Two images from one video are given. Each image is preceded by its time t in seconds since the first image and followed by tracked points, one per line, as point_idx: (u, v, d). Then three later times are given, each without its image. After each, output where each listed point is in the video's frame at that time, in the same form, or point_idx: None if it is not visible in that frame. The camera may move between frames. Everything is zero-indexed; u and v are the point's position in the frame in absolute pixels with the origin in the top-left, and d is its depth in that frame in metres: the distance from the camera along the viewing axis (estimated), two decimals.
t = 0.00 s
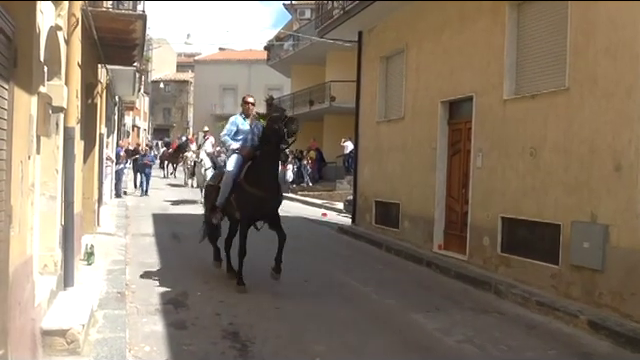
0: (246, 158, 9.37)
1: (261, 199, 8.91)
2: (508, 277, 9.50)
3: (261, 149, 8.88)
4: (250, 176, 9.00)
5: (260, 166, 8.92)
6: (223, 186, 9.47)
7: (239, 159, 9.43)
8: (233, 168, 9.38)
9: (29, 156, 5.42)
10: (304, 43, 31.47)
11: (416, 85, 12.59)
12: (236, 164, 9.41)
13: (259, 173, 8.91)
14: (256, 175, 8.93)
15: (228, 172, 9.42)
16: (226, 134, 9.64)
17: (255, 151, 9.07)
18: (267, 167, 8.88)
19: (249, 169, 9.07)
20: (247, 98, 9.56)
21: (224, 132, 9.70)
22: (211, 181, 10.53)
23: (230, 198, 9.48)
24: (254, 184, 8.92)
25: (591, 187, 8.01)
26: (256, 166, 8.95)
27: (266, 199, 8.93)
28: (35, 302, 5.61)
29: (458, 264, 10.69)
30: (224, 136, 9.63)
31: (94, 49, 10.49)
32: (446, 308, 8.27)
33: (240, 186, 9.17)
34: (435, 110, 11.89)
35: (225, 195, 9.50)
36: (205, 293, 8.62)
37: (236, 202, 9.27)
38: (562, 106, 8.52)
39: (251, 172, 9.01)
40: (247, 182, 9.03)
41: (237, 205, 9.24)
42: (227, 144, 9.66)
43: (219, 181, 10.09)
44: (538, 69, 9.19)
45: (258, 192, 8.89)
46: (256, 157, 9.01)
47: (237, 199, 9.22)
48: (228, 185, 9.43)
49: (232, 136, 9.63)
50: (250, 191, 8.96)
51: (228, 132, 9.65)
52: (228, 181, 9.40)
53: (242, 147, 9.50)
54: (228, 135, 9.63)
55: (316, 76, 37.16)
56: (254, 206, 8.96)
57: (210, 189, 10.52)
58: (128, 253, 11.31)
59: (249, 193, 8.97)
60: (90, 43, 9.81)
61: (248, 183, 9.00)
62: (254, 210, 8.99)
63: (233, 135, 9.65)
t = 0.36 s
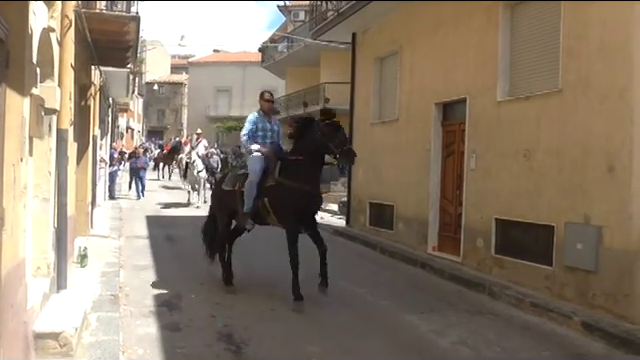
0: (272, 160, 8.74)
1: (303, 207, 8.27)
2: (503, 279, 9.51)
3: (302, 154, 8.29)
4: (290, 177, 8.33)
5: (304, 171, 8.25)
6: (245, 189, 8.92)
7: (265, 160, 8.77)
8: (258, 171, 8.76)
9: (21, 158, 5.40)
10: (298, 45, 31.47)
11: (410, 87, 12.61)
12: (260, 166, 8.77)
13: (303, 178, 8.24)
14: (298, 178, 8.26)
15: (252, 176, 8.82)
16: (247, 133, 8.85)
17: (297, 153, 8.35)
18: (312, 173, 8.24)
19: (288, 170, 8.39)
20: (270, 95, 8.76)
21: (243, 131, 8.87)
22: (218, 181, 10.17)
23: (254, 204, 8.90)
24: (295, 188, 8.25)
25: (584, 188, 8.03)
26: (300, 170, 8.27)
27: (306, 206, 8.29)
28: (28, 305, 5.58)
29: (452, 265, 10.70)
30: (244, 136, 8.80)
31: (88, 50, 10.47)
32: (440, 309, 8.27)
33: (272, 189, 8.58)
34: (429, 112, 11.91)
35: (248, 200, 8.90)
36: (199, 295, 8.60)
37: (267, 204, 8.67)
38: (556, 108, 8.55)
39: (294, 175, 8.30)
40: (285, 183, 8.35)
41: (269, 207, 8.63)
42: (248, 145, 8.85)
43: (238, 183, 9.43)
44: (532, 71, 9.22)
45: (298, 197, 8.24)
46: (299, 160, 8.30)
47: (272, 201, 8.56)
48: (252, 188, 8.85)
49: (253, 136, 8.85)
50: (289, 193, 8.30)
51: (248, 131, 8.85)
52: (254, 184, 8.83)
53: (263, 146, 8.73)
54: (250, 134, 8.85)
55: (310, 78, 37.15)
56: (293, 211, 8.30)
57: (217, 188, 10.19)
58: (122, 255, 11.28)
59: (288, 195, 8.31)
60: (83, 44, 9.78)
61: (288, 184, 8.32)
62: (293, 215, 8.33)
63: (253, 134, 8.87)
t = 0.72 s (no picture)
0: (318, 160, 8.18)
1: (348, 220, 7.92)
2: (496, 272, 9.53)
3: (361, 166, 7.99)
4: (339, 184, 7.96)
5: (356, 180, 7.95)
6: (295, 189, 7.98)
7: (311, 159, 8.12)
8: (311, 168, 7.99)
9: (12, 155, 5.38)
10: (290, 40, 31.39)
11: (403, 81, 12.61)
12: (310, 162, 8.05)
13: (356, 187, 7.94)
14: (348, 186, 7.94)
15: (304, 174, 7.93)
16: (289, 125, 8.07)
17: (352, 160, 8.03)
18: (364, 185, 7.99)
19: (337, 176, 8.01)
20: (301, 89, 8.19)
21: (284, 123, 8.07)
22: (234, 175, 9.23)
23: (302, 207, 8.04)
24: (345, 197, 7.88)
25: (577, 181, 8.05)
26: (354, 178, 7.96)
27: (351, 218, 7.92)
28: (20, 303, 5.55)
29: (446, 259, 10.71)
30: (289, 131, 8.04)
31: (79, 46, 10.41)
32: (434, 303, 8.28)
33: (321, 195, 7.97)
34: (422, 106, 11.92)
35: (296, 201, 7.98)
36: (193, 291, 8.58)
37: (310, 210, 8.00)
38: (548, 101, 8.56)
39: (347, 184, 7.95)
40: (335, 190, 7.92)
41: (312, 213, 7.98)
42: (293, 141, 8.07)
43: (273, 185, 8.38)
44: (524, 65, 9.22)
45: (348, 209, 7.88)
46: (354, 167, 8.00)
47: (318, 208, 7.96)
48: (303, 189, 7.94)
49: (296, 129, 8.08)
50: (336, 202, 7.89)
51: (289, 123, 8.07)
52: (309, 184, 7.94)
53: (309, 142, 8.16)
54: (292, 127, 8.08)
55: (303, 73, 37.09)
56: (336, 221, 7.91)
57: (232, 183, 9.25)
58: (115, 251, 11.25)
59: (335, 204, 7.90)
60: (74, 40, 9.73)
61: (336, 190, 7.91)
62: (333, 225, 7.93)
63: (292, 127, 8.08)
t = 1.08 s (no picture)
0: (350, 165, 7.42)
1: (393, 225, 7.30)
2: (483, 266, 9.59)
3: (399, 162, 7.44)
4: (379, 186, 7.34)
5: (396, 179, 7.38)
6: (336, 200, 7.10)
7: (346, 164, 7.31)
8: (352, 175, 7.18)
9: None
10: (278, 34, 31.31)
11: (391, 76, 12.62)
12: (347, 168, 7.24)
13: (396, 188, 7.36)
14: (389, 188, 7.35)
15: (349, 182, 7.07)
16: (323, 127, 7.21)
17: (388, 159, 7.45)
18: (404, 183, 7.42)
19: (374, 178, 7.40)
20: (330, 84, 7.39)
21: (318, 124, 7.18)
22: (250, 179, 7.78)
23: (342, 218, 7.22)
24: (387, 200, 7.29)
25: (563, 175, 8.10)
26: (394, 178, 7.39)
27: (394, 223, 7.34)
28: (6, 300, 5.50)
29: (433, 253, 10.76)
30: (325, 133, 7.18)
31: (64, 40, 10.30)
32: (421, 297, 8.32)
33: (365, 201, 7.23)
34: (410, 101, 11.94)
35: (337, 214, 7.15)
36: (180, 287, 8.56)
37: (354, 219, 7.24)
38: (535, 96, 8.60)
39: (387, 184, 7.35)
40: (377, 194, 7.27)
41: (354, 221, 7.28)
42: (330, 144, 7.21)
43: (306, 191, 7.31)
44: (511, 60, 9.25)
45: (390, 212, 7.29)
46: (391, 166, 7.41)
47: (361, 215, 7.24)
48: (346, 199, 7.09)
49: (330, 131, 7.24)
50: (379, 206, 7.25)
51: (323, 124, 7.20)
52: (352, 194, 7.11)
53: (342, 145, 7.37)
54: (327, 127, 7.22)
55: (291, 68, 37.04)
56: (382, 229, 7.26)
57: (247, 189, 7.77)
58: (101, 247, 11.19)
59: (377, 210, 7.25)
60: (60, 34, 9.62)
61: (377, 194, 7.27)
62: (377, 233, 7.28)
63: (327, 128, 7.22)
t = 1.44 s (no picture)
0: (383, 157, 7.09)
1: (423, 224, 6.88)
2: (469, 260, 9.65)
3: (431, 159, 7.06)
4: (413, 185, 7.00)
5: (432, 179, 7.02)
6: (370, 196, 6.74)
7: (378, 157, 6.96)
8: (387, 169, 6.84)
9: None
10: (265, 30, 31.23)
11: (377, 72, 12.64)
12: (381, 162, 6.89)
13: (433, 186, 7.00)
14: (420, 186, 6.98)
15: (383, 178, 6.72)
16: (352, 118, 6.83)
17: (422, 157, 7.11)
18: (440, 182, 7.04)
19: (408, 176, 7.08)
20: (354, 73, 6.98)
21: (345, 116, 6.80)
22: (277, 173, 7.50)
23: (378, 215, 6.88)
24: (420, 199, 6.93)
25: (548, 170, 8.17)
26: (426, 174, 7.04)
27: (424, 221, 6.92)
28: None
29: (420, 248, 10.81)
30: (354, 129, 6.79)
31: (48, 35, 10.19)
32: (408, 292, 8.35)
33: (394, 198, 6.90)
34: (396, 97, 11.98)
35: (372, 209, 6.75)
36: (167, 283, 8.53)
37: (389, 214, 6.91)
38: (520, 91, 8.65)
39: (421, 183, 7.00)
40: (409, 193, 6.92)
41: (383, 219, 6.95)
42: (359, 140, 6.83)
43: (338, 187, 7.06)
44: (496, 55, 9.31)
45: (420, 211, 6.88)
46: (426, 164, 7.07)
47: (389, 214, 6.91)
48: (382, 195, 6.72)
49: (358, 122, 6.87)
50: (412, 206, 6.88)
51: (350, 115, 6.82)
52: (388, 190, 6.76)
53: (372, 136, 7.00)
54: (354, 119, 6.85)
55: (278, 64, 36.99)
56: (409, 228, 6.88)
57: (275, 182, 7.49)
58: (87, 245, 11.12)
59: (405, 208, 6.87)
60: (43, 30, 9.52)
61: (409, 194, 6.89)
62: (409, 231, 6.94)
63: (355, 123, 6.83)
